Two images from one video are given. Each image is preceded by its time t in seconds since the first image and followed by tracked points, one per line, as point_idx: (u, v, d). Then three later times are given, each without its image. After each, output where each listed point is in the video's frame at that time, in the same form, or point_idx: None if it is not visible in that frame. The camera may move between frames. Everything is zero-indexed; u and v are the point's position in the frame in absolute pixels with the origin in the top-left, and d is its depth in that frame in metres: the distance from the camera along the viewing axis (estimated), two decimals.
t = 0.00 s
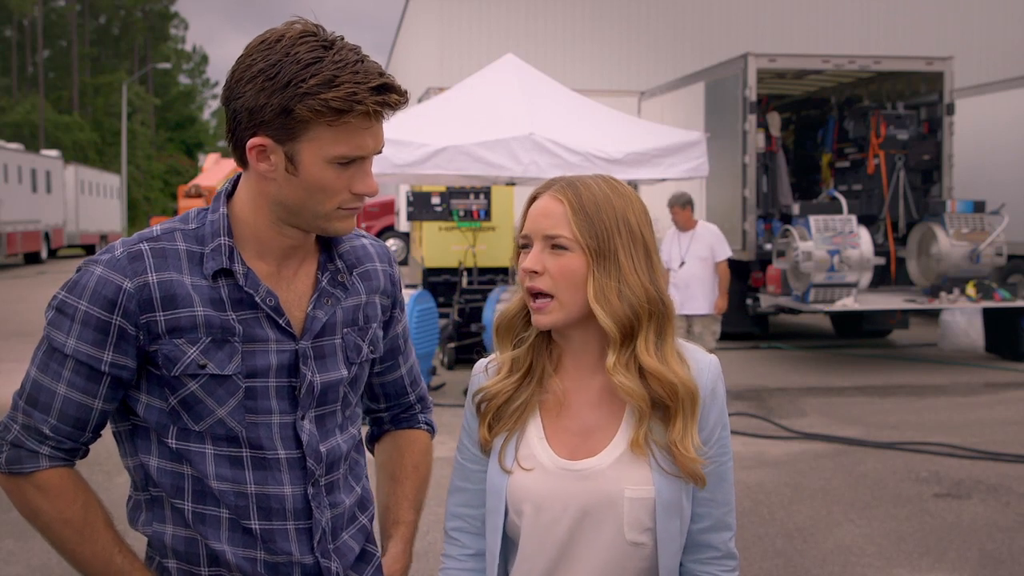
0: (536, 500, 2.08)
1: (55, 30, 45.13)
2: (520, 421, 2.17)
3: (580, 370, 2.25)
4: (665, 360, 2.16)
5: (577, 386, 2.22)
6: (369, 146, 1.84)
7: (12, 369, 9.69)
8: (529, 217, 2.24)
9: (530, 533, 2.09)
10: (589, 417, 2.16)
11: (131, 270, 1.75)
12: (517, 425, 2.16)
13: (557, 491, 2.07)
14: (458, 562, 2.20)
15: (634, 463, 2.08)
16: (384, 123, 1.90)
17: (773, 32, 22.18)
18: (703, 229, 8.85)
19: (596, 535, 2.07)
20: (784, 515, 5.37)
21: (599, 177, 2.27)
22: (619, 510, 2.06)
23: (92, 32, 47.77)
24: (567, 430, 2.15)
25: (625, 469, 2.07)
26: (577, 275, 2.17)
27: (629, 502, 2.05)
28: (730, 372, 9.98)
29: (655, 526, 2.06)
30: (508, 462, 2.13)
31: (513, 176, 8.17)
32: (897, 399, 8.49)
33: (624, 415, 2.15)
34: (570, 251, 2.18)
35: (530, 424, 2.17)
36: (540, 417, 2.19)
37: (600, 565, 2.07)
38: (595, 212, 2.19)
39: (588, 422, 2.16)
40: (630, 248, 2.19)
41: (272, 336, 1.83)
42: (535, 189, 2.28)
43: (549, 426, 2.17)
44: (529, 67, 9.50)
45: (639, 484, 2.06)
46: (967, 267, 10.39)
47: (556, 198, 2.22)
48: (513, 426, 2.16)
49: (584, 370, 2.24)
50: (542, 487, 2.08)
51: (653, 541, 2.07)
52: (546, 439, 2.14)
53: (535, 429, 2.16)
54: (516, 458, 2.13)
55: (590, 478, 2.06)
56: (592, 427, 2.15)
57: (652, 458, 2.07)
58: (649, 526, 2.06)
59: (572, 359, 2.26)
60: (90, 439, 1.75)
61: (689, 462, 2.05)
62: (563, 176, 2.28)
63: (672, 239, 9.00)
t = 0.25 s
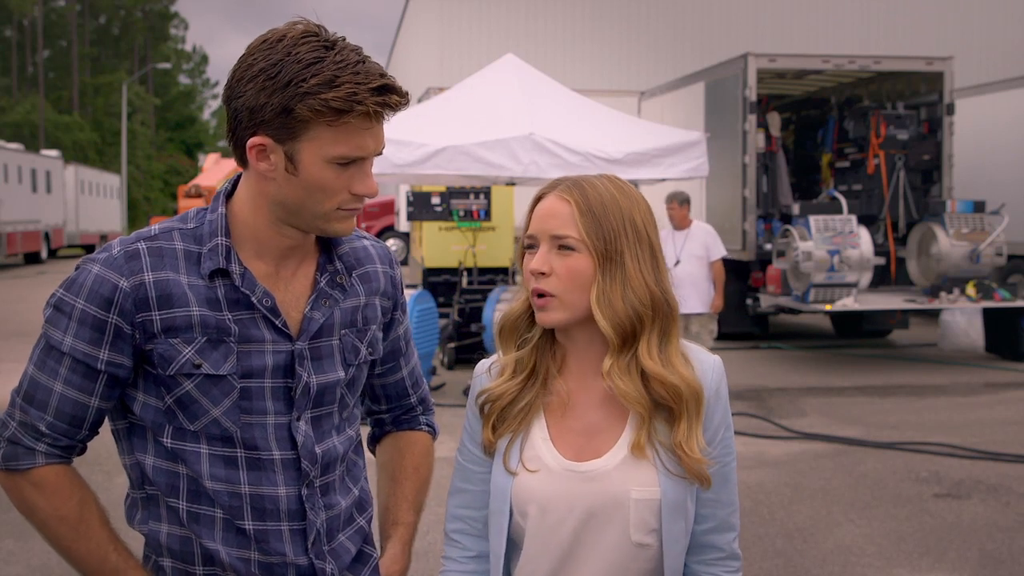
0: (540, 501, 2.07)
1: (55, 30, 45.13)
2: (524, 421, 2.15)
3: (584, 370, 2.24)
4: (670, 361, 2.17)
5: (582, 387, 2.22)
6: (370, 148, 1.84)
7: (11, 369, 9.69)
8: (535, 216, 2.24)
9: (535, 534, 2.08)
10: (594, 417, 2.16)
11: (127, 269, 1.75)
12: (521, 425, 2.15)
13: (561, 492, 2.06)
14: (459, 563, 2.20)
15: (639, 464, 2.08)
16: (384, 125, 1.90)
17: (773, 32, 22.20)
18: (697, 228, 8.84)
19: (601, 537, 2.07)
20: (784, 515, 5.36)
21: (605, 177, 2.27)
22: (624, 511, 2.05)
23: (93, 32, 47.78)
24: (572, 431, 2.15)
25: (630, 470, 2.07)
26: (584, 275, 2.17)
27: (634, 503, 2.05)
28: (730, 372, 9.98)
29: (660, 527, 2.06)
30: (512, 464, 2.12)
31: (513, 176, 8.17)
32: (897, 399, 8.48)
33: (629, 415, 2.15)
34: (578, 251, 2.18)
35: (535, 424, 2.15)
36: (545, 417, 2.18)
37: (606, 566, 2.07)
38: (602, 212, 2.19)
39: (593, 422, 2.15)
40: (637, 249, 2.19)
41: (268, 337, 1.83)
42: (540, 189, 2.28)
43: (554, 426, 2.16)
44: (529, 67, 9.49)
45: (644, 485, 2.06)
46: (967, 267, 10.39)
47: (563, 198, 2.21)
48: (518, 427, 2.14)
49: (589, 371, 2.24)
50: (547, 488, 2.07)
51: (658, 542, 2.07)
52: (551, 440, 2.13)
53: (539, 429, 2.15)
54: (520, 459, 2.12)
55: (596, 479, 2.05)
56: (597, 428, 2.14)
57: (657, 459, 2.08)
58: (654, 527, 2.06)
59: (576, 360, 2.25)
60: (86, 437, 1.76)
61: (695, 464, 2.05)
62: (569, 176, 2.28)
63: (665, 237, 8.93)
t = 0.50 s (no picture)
0: (544, 503, 2.07)
1: (55, 30, 45.13)
2: (526, 426, 2.15)
3: (586, 373, 2.24)
4: (673, 360, 2.17)
5: (584, 390, 2.21)
6: (366, 150, 1.83)
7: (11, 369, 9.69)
8: (537, 218, 2.23)
9: (538, 536, 2.08)
10: (596, 420, 2.15)
11: (123, 268, 1.75)
12: (523, 431, 2.14)
13: (566, 494, 2.06)
14: (458, 566, 2.20)
15: (641, 465, 2.08)
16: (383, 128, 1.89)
17: (773, 32, 22.22)
18: (694, 228, 8.86)
19: (604, 538, 2.07)
20: (784, 515, 5.36)
21: (605, 178, 2.28)
22: (627, 513, 2.05)
23: (93, 32, 47.79)
24: (574, 433, 2.15)
25: (633, 470, 2.07)
26: (596, 276, 2.17)
27: (638, 505, 2.05)
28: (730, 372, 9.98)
29: (663, 529, 2.05)
30: (514, 468, 2.11)
31: (513, 176, 8.17)
32: (897, 400, 8.48)
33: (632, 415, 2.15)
34: (588, 252, 2.18)
35: (537, 428, 2.15)
36: (547, 420, 2.18)
37: (609, 568, 2.07)
38: (609, 212, 2.20)
39: (595, 424, 2.15)
40: (642, 249, 2.21)
41: (264, 336, 1.83)
42: (541, 191, 2.27)
43: (556, 430, 2.16)
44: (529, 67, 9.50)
45: (647, 486, 2.06)
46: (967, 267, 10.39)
47: (565, 200, 2.21)
48: (520, 433, 2.14)
49: (590, 373, 2.23)
50: (550, 490, 2.07)
51: (661, 544, 2.07)
52: (553, 443, 2.13)
53: (542, 433, 2.14)
54: (522, 463, 2.12)
55: (599, 481, 2.05)
56: (599, 430, 2.14)
57: (658, 458, 2.08)
58: (657, 528, 2.06)
59: (578, 362, 2.25)
60: (83, 435, 1.76)
61: (695, 461, 2.05)
62: (570, 176, 2.28)
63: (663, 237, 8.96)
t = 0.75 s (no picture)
0: (546, 504, 2.07)
1: (55, 30, 45.14)
2: (529, 429, 2.15)
3: (589, 375, 2.24)
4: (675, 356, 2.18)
5: (586, 391, 2.21)
6: (350, 162, 1.80)
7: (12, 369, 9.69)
8: (539, 220, 2.23)
9: (541, 539, 2.08)
10: (600, 420, 2.16)
11: (120, 267, 1.75)
12: (526, 434, 2.14)
13: (568, 495, 2.06)
14: (457, 567, 2.20)
15: (645, 462, 2.08)
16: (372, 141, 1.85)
17: (773, 32, 22.23)
18: (692, 228, 8.86)
19: (608, 540, 2.07)
20: (784, 515, 5.36)
21: (603, 178, 2.28)
22: (630, 514, 2.05)
23: (93, 32, 47.80)
24: (578, 433, 2.15)
25: (636, 470, 2.07)
26: (607, 275, 2.18)
27: (641, 505, 2.05)
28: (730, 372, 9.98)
29: (666, 530, 2.06)
30: (516, 471, 2.11)
31: (513, 176, 8.16)
32: (897, 400, 8.48)
33: (635, 414, 2.16)
34: (597, 252, 2.18)
35: (540, 431, 2.15)
36: (550, 422, 2.17)
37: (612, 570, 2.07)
38: (613, 211, 2.20)
39: (599, 423, 2.15)
40: (645, 246, 2.22)
41: (261, 335, 1.83)
42: (540, 192, 2.27)
43: (559, 432, 2.16)
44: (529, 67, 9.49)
45: (650, 487, 2.06)
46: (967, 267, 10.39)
47: (567, 201, 2.21)
48: (523, 437, 2.14)
49: (593, 375, 2.24)
50: (553, 492, 2.07)
51: (663, 545, 2.07)
52: (557, 445, 2.13)
53: (545, 436, 2.14)
54: (524, 467, 2.11)
55: (604, 482, 2.05)
56: (603, 430, 2.14)
57: (661, 454, 2.08)
58: (660, 529, 2.06)
59: (579, 364, 2.25)
60: (82, 434, 1.76)
61: (699, 453, 2.06)
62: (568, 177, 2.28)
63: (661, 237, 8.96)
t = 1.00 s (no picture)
0: (548, 505, 2.07)
1: (55, 30, 45.15)
2: (531, 429, 2.14)
3: (591, 376, 2.24)
4: (678, 358, 2.19)
5: (588, 393, 2.21)
6: (322, 163, 1.78)
7: (12, 369, 9.69)
8: (544, 221, 2.23)
9: (543, 538, 2.08)
10: (603, 421, 2.16)
11: (123, 266, 1.76)
12: (527, 434, 2.14)
13: (570, 496, 2.06)
14: (456, 566, 2.20)
15: (649, 463, 2.09)
16: (352, 145, 1.83)
17: (773, 32, 22.23)
18: (692, 228, 8.90)
19: (610, 541, 2.07)
20: (784, 515, 5.37)
21: (607, 178, 2.28)
22: (631, 514, 2.06)
23: (93, 32, 47.81)
24: (579, 435, 2.15)
25: (638, 471, 2.08)
26: (612, 276, 2.18)
27: (643, 506, 2.06)
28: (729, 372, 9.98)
29: (668, 530, 2.07)
30: (517, 472, 2.11)
31: (513, 176, 8.17)
32: (897, 399, 8.49)
33: (638, 415, 2.16)
34: (602, 254, 2.19)
35: (541, 431, 2.15)
36: (551, 423, 2.17)
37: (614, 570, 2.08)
38: (618, 212, 2.21)
39: (601, 424, 2.16)
40: (649, 247, 2.24)
41: (264, 336, 1.83)
42: (544, 193, 2.28)
43: (560, 432, 2.16)
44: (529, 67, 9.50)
45: (652, 488, 2.07)
46: (967, 267, 10.39)
47: (573, 202, 2.22)
48: (524, 437, 2.14)
49: (594, 375, 2.24)
50: (555, 493, 2.07)
51: (665, 544, 2.08)
52: (558, 446, 2.13)
53: (547, 436, 2.14)
54: (525, 468, 2.11)
55: (606, 483, 2.05)
56: (606, 431, 2.14)
57: (663, 455, 2.09)
58: (662, 530, 2.07)
59: (581, 364, 2.25)
60: (86, 432, 1.76)
61: (700, 453, 2.07)
62: (571, 178, 2.28)
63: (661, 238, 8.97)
